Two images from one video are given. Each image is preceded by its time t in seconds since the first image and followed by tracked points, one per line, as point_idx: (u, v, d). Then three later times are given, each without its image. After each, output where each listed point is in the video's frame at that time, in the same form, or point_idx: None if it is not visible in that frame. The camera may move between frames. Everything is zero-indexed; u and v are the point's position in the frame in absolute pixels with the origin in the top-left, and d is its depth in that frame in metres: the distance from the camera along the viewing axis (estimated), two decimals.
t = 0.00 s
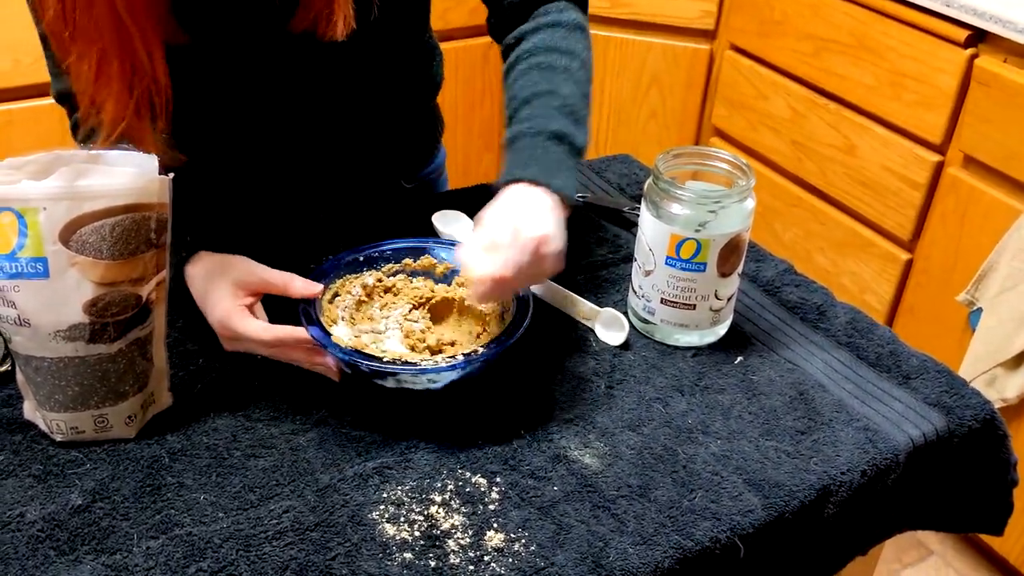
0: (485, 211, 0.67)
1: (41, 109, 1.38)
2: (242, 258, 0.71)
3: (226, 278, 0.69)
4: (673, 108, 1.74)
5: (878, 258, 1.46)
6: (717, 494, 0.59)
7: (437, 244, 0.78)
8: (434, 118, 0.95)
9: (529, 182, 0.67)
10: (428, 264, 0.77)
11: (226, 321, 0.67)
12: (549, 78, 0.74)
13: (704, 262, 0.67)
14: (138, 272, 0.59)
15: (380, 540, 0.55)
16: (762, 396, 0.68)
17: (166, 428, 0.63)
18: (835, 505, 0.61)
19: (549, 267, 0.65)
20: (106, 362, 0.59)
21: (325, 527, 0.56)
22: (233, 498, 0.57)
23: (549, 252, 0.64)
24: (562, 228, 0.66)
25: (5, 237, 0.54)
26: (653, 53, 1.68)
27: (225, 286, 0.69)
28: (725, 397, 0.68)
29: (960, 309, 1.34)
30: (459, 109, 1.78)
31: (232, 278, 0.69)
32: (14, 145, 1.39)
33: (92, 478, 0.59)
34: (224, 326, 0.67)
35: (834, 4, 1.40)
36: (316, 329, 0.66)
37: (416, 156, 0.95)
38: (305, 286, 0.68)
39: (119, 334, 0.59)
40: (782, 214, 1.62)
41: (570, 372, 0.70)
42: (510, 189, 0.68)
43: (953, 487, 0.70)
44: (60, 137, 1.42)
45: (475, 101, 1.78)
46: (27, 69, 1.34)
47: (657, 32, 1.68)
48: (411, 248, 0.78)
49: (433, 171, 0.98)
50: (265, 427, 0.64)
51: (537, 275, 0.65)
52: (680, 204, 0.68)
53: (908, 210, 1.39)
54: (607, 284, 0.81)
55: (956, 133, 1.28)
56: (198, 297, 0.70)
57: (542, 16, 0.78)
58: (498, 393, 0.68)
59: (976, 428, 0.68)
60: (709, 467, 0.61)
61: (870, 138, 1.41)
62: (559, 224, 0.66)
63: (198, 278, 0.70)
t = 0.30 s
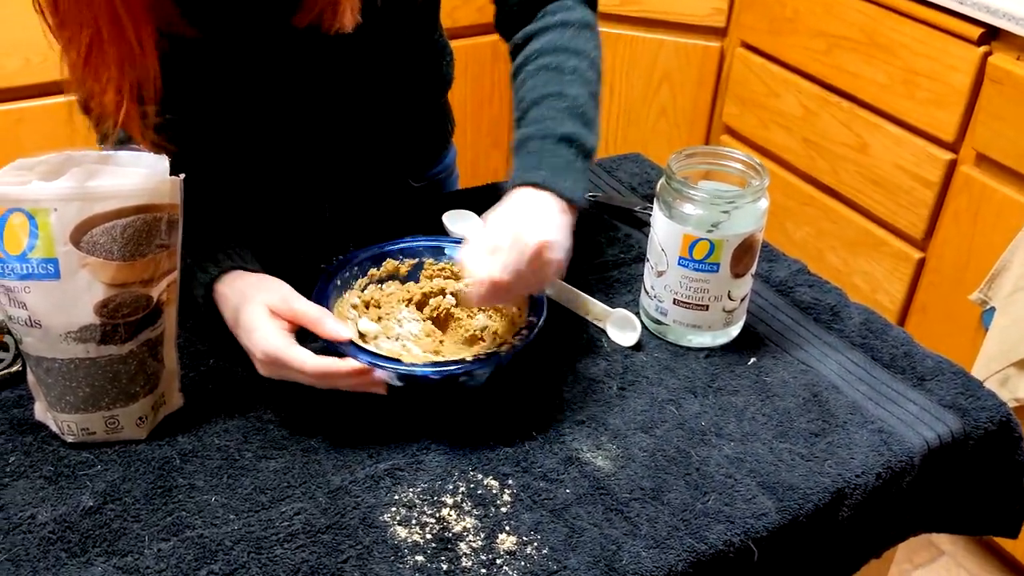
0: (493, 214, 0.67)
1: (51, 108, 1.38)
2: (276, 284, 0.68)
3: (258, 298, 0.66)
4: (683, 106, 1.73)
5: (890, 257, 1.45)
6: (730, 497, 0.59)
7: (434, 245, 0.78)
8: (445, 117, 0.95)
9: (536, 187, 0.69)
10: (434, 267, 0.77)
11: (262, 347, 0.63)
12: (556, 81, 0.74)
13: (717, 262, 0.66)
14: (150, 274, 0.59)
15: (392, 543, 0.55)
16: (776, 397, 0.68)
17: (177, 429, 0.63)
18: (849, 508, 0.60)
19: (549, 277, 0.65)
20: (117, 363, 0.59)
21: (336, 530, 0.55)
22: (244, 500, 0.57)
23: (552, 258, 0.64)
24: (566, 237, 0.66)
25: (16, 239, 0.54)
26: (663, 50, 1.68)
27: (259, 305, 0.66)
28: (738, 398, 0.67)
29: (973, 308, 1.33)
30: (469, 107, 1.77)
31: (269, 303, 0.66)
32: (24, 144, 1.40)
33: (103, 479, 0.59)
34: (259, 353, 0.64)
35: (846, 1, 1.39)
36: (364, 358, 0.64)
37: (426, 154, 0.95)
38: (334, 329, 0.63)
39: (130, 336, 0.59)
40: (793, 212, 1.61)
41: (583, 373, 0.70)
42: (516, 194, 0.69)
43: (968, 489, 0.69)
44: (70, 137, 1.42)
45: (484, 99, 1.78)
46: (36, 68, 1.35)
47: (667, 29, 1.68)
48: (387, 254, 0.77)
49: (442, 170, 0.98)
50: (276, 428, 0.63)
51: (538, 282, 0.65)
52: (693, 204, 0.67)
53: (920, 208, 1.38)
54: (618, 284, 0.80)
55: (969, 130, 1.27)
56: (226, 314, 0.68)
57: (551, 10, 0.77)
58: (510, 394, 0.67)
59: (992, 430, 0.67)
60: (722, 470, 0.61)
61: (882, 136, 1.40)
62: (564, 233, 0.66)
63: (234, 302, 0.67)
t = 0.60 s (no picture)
0: (507, 216, 0.67)
1: (60, 107, 1.39)
2: (295, 262, 0.67)
3: (272, 276, 0.65)
4: (691, 105, 1.73)
5: (899, 256, 1.45)
6: (738, 497, 0.59)
7: (424, 243, 0.78)
8: (452, 115, 0.95)
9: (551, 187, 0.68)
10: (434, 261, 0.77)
11: (275, 325, 0.63)
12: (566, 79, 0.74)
13: (726, 262, 0.66)
14: (159, 275, 0.59)
15: (401, 542, 0.55)
16: (784, 397, 0.68)
17: (186, 429, 0.63)
18: (858, 508, 0.60)
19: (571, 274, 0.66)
20: (127, 363, 0.59)
21: (345, 529, 0.55)
22: (253, 499, 0.57)
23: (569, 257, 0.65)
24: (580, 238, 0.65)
25: (27, 239, 0.54)
26: (672, 49, 1.67)
27: (271, 282, 0.65)
28: (747, 398, 0.67)
29: (983, 307, 1.33)
30: (476, 106, 1.77)
31: (284, 281, 0.65)
32: (32, 143, 1.40)
33: (114, 479, 0.59)
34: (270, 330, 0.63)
35: None
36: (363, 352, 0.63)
37: (433, 154, 0.95)
38: (334, 308, 0.63)
39: (140, 336, 0.59)
40: (801, 211, 1.61)
41: (591, 373, 0.70)
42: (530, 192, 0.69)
43: (977, 489, 0.69)
44: (79, 136, 1.43)
45: (492, 98, 1.78)
46: (45, 67, 1.35)
47: (676, 28, 1.67)
48: (363, 266, 0.75)
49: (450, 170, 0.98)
50: (285, 428, 0.64)
51: (557, 282, 0.65)
52: (702, 204, 0.67)
53: (929, 207, 1.37)
54: (626, 284, 0.80)
55: (979, 129, 1.27)
56: (236, 283, 0.67)
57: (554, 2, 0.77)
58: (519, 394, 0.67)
59: (1001, 431, 0.67)
60: (730, 470, 0.61)
61: (891, 135, 1.40)
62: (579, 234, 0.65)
63: (245, 273, 0.66)
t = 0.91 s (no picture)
0: (500, 213, 0.67)
1: (65, 107, 1.39)
2: (310, 283, 0.66)
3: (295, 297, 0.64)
4: (696, 103, 1.73)
5: (905, 254, 1.45)
6: (741, 494, 0.59)
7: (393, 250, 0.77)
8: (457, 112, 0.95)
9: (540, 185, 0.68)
10: (413, 265, 0.77)
11: (312, 348, 0.62)
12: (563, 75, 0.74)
13: (729, 260, 0.66)
14: (164, 272, 0.59)
15: (404, 538, 0.55)
16: (788, 395, 0.68)
17: (190, 425, 0.64)
18: (861, 505, 0.60)
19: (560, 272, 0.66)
20: (131, 360, 0.59)
21: (348, 525, 0.56)
22: (257, 496, 0.58)
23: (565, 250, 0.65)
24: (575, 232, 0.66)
25: (33, 236, 0.55)
26: (677, 48, 1.67)
27: (296, 303, 0.64)
28: (750, 395, 0.67)
29: (989, 306, 1.32)
30: (481, 105, 1.77)
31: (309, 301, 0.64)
32: (39, 142, 1.41)
33: (118, 475, 0.59)
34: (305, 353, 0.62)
35: None
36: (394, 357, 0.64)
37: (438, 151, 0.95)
38: (363, 333, 0.63)
39: (145, 332, 0.59)
40: (806, 209, 1.61)
41: (594, 370, 0.70)
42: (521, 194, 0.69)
43: (981, 486, 0.69)
44: (85, 135, 1.44)
45: (497, 97, 1.78)
46: (51, 67, 1.36)
47: (681, 27, 1.67)
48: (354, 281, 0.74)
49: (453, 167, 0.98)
50: (289, 425, 0.64)
51: (545, 277, 0.65)
52: (705, 202, 0.67)
53: (935, 206, 1.37)
54: (630, 281, 0.80)
55: (985, 127, 1.27)
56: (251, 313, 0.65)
57: None
58: (522, 391, 0.68)
59: (1006, 428, 0.67)
60: (733, 467, 0.61)
61: (896, 134, 1.39)
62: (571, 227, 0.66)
63: (263, 295, 0.65)
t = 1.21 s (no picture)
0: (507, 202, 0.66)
1: (69, 106, 1.40)
2: (353, 301, 0.62)
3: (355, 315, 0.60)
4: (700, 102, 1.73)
5: (908, 253, 1.45)
6: (741, 491, 0.59)
7: (350, 268, 0.75)
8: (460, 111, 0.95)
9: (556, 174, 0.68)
10: (368, 278, 0.75)
11: (388, 365, 0.58)
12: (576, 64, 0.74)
13: (730, 257, 0.66)
14: (166, 269, 0.59)
15: (405, 535, 0.55)
16: (789, 392, 0.68)
17: (192, 422, 0.64)
18: (862, 502, 0.60)
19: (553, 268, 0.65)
20: (133, 357, 0.60)
21: (349, 522, 0.56)
22: (258, 492, 0.58)
23: (556, 246, 0.63)
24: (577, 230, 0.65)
25: (35, 234, 0.55)
26: (680, 47, 1.67)
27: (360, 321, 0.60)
28: (751, 393, 0.67)
29: (992, 305, 1.32)
30: (485, 104, 1.78)
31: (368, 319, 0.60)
32: (43, 141, 1.41)
33: (120, 471, 0.59)
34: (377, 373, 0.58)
35: None
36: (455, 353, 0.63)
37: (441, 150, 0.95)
38: (430, 336, 0.62)
39: (146, 330, 0.60)
40: (809, 208, 1.60)
41: (594, 368, 0.70)
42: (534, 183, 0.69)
43: (982, 484, 0.69)
44: (89, 134, 1.44)
45: (501, 96, 1.78)
46: (56, 66, 1.36)
47: (684, 26, 1.67)
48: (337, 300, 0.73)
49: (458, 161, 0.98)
50: (290, 422, 0.64)
51: (542, 275, 0.65)
52: (706, 199, 0.67)
53: (938, 205, 1.37)
54: (631, 279, 0.80)
55: (989, 126, 1.27)
56: (292, 338, 0.60)
57: None
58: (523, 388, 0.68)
59: (1007, 426, 0.67)
60: (734, 464, 0.61)
61: (900, 132, 1.39)
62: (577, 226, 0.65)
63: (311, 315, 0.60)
